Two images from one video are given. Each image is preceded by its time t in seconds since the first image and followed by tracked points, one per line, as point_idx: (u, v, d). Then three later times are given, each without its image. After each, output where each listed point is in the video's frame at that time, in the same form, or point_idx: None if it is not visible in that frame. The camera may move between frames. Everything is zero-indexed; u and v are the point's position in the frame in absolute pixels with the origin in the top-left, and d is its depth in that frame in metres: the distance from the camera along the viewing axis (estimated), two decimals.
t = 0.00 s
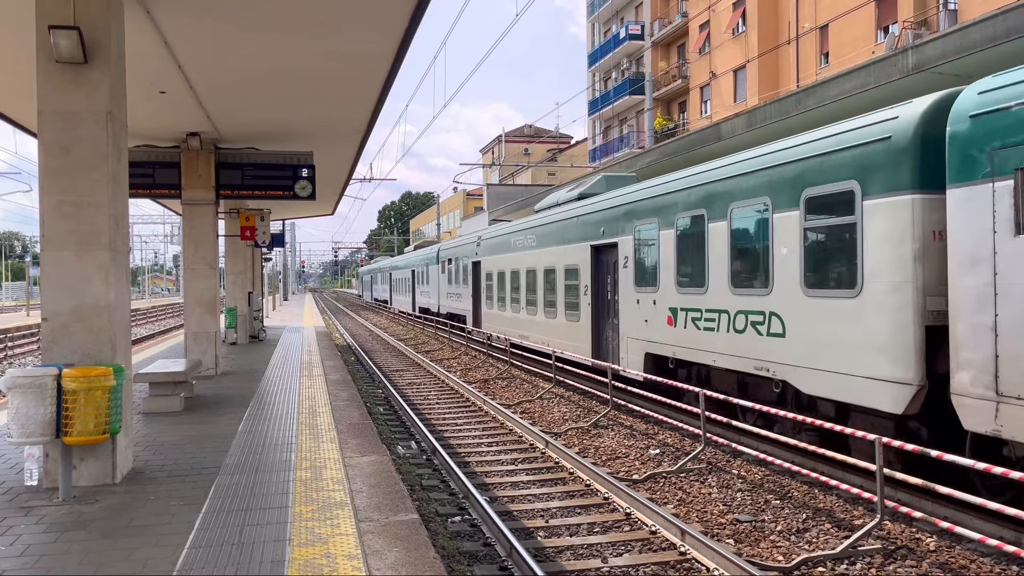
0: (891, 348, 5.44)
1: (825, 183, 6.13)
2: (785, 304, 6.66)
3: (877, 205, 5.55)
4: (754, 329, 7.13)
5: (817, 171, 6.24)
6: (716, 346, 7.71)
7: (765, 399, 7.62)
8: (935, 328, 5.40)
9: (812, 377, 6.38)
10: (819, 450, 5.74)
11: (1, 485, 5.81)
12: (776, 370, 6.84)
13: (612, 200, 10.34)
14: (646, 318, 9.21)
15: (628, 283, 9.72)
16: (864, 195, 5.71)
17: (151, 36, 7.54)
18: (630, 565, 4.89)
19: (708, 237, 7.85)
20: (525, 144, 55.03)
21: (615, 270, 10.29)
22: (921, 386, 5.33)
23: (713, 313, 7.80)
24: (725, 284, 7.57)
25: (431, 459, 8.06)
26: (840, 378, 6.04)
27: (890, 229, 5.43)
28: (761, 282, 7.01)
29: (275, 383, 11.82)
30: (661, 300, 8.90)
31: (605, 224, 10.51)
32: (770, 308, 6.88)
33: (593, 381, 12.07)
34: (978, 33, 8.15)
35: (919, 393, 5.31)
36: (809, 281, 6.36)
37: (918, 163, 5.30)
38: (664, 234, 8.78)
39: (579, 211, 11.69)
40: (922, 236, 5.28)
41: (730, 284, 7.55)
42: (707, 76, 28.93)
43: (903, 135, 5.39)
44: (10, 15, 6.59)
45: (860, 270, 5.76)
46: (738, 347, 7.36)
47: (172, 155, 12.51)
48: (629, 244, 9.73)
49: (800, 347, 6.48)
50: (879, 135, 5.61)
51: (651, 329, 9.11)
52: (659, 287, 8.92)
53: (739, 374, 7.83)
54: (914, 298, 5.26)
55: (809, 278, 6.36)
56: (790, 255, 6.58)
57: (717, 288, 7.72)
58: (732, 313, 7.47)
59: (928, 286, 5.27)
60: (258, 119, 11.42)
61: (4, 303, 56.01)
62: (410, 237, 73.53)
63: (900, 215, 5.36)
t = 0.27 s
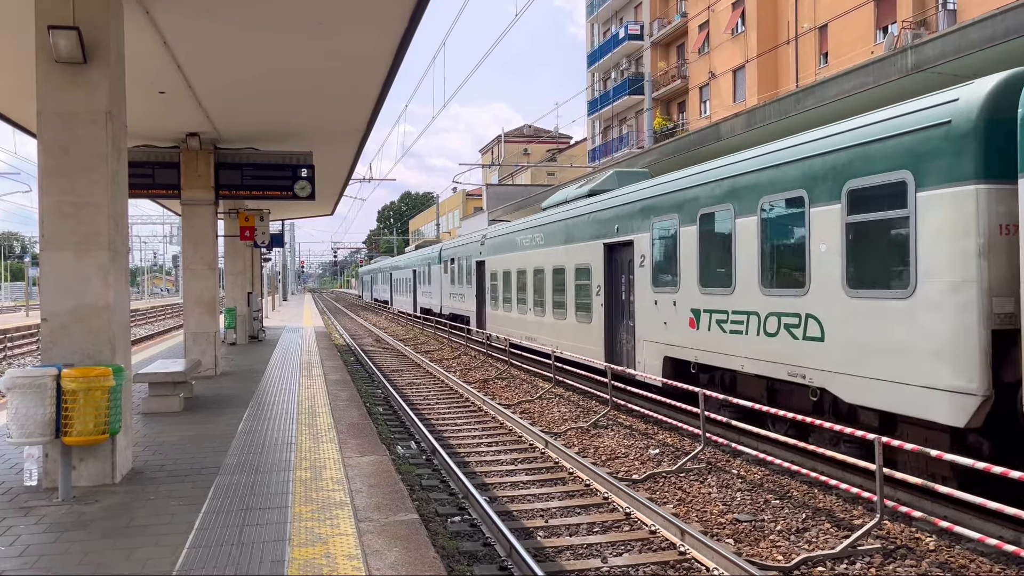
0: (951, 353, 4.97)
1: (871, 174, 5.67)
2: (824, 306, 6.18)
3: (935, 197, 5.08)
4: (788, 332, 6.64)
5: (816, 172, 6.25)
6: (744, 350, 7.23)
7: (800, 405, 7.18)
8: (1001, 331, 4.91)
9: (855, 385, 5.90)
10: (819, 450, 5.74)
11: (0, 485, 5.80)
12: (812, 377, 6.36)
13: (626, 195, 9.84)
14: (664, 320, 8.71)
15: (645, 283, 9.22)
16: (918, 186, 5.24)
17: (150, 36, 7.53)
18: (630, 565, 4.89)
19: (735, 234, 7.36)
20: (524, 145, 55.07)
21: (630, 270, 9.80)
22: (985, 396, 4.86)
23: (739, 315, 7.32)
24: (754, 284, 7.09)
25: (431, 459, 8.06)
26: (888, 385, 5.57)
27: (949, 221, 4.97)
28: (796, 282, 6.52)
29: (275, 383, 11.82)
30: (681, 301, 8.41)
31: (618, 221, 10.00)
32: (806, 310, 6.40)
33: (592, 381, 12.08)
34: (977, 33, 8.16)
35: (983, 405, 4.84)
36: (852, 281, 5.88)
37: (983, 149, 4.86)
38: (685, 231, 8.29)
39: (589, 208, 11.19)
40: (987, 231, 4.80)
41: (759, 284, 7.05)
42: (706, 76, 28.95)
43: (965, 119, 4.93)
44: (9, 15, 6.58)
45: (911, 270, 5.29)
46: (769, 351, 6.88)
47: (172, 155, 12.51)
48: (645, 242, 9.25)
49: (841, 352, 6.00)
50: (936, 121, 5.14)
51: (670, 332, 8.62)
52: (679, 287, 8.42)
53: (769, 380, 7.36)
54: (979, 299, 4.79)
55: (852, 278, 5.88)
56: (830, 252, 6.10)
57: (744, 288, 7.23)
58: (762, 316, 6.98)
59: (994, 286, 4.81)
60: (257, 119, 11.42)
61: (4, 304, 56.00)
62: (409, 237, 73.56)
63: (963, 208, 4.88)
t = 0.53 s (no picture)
0: (1016, 360, 4.55)
1: (920, 165, 5.24)
2: (865, 307, 5.73)
3: (998, 188, 4.64)
4: (824, 336, 6.18)
5: (815, 173, 6.26)
6: (774, 355, 6.77)
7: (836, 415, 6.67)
8: None
9: (901, 393, 5.45)
10: (819, 450, 5.74)
11: None
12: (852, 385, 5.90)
13: (642, 191, 9.40)
14: (684, 323, 8.27)
15: (663, 284, 8.78)
16: (977, 176, 4.79)
17: (149, 36, 7.52)
18: (630, 565, 4.89)
19: (764, 232, 6.93)
20: (523, 145, 55.10)
21: (647, 270, 9.35)
22: None
23: (768, 317, 6.88)
24: (785, 284, 6.65)
25: (430, 460, 8.06)
26: (938, 394, 5.12)
27: (1014, 212, 4.52)
28: (834, 282, 6.06)
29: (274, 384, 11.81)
30: (703, 303, 7.96)
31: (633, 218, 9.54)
32: (844, 312, 5.94)
33: (591, 381, 12.09)
34: (977, 33, 8.16)
35: None
36: (897, 280, 5.43)
37: None
38: (707, 228, 7.85)
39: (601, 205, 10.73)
40: None
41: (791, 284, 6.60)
42: (706, 76, 28.96)
43: None
44: (8, 15, 6.57)
45: (970, 268, 4.84)
46: (803, 355, 6.43)
47: (171, 155, 12.51)
48: (663, 240, 8.81)
49: (885, 357, 5.56)
50: (996, 104, 4.69)
51: (690, 335, 8.18)
52: (701, 288, 7.97)
53: (800, 387, 6.91)
54: None
55: (897, 277, 5.42)
56: (874, 250, 5.65)
57: (774, 288, 6.78)
58: (795, 319, 6.53)
59: None
60: (257, 119, 11.41)
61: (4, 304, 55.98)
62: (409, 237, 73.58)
63: None
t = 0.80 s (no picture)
0: None
1: (980, 153, 4.77)
2: (916, 310, 5.24)
3: None
4: (868, 341, 5.69)
5: (815, 172, 6.25)
6: (811, 361, 6.28)
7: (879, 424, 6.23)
8: None
9: (960, 405, 4.95)
10: (819, 450, 5.73)
11: None
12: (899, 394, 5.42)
13: (659, 187, 8.91)
14: (707, 325, 7.80)
15: (683, 284, 8.29)
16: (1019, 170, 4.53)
17: (149, 36, 7.51)
18: (629, 566, 4.89)
19: (797, 228, 6.47)
20: (523, 146, 55.10)
21: (665, 270, 8.85)
22: None
23: (802, 320, 6.40)
24: (824, 284, 6.16)
25: (430, 460, 8.06)
26: (1002, 406, 4.64)
27: None
28: (881, 283, 5.57)
29: (273, 384, 11.79)
30: (727, 305, 7.49)
31: (649, 215, 9.06)
32: (891, 315, 5.47)
33: (591, 382, 12.10)
34: (976, 34, 8.17)
35: None
36: (955, 279, 4.94)
37: None
38: (733, 224, 7.35)
39: (613, 202, 10.26)
40: None
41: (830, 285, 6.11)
42: (705, 77, 28.97)
43: None
44: (7, 15, 6.57)
45: None
46: (843, 362, 5.94)
47: (170, 156, 12.50)
48: (682, 238, 8.33)
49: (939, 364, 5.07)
50: None
51: (713, 339, 7.69)
52: (725, 288, 7.48)
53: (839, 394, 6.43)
54: None
55: (956, 275, 4.94)
56: (926, 247, 5.18)
57: (810, 288, 6.30)
58: (834, 322, 6.03)
59: None
60: (256, 119, 11.40)
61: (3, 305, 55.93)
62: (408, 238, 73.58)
63: None
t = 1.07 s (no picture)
0: None
1: None
2: (963, 312, 4.86)
3: None
4: (908, 345, 5.30)
5: (814, 172, 6.23)
6: (843, 367, 5.89)
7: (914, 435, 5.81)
8: None
9: (1008, 414, 4.59)
10: (819, 450, 5.73)
11: None
12: (945, 402, 5.04)
13: (675, 183, 8.53)
14: (727, 328, 7.43)
15: (701, 284, 7.94)
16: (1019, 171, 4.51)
17: (148, 37, 7.50)
18: (629, 566, 4.89)
19: (812, 225, 6.25)
20: (523, 146, 55.13)
21: (680, 269, 8.48)
22: None
23: (833, 322, 6.01)
24: (857, 284, 5.77)
25: (429, 460, 8.06)
26: None
27: None
28: (923, 283, 5.19)
29: (272, 385, 11.79)
30: (749, 306, 7.11)
31: (665, 212, 8.68)
32: (935, 318, 5.08)
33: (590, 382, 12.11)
34: (975, 34, 8.17)
35: None
36: (1009, 279, 4.56)
37: None
38: (756, 221, 6.98)
39: (625, 198, 9.87)
40: None
41: (864, 285, 5.71)
42: (705, 77, 28.98)
43: None
44: (6, 16, 6.56)
45: None
46: (879, 367, 5.54)
47: (169, 156, 12.50)
48: (701, 236, 7.94)
49: (990, 371, 4.68)
50: None
51: (734, 342, 7.33)
52: (747, 289, 7.11)
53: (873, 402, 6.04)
54: None
55: (980, 276, 4.75)
56: (975, 244, 4.80)
57: (842, 289, 5.91)
58: (869, 325, 5.65)
59: None
60: (255, 120, 11.40)
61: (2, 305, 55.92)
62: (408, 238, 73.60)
63: None
